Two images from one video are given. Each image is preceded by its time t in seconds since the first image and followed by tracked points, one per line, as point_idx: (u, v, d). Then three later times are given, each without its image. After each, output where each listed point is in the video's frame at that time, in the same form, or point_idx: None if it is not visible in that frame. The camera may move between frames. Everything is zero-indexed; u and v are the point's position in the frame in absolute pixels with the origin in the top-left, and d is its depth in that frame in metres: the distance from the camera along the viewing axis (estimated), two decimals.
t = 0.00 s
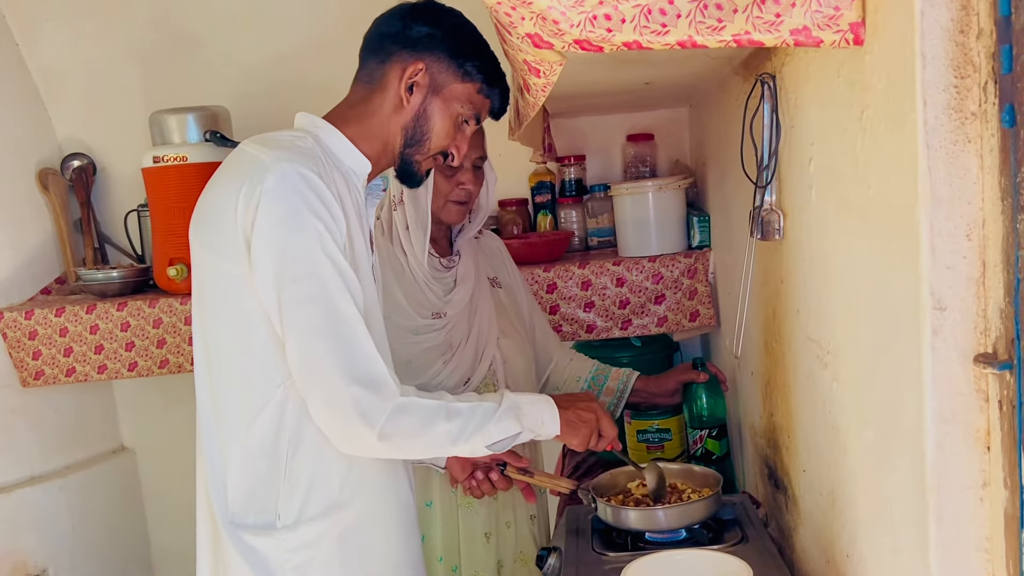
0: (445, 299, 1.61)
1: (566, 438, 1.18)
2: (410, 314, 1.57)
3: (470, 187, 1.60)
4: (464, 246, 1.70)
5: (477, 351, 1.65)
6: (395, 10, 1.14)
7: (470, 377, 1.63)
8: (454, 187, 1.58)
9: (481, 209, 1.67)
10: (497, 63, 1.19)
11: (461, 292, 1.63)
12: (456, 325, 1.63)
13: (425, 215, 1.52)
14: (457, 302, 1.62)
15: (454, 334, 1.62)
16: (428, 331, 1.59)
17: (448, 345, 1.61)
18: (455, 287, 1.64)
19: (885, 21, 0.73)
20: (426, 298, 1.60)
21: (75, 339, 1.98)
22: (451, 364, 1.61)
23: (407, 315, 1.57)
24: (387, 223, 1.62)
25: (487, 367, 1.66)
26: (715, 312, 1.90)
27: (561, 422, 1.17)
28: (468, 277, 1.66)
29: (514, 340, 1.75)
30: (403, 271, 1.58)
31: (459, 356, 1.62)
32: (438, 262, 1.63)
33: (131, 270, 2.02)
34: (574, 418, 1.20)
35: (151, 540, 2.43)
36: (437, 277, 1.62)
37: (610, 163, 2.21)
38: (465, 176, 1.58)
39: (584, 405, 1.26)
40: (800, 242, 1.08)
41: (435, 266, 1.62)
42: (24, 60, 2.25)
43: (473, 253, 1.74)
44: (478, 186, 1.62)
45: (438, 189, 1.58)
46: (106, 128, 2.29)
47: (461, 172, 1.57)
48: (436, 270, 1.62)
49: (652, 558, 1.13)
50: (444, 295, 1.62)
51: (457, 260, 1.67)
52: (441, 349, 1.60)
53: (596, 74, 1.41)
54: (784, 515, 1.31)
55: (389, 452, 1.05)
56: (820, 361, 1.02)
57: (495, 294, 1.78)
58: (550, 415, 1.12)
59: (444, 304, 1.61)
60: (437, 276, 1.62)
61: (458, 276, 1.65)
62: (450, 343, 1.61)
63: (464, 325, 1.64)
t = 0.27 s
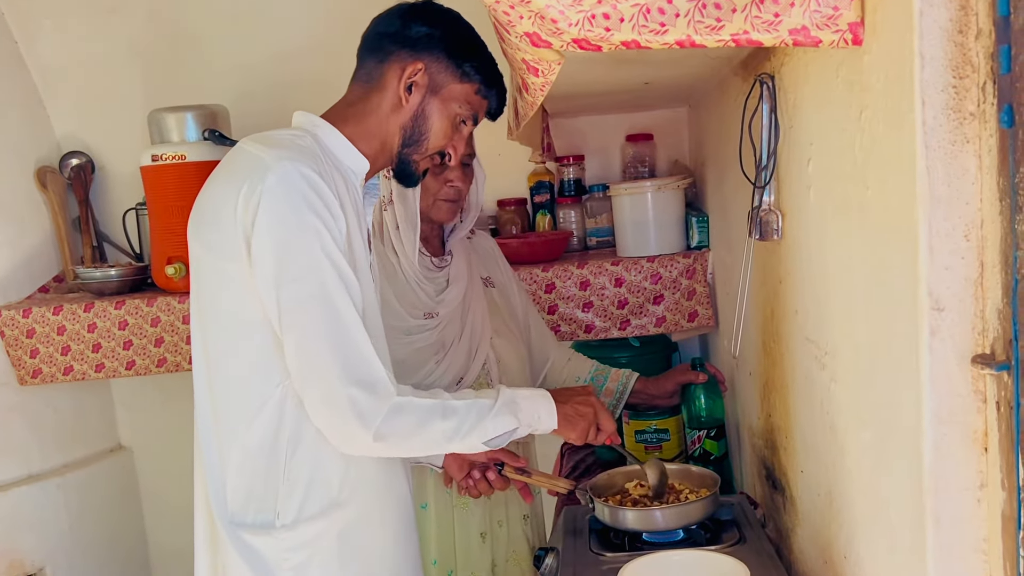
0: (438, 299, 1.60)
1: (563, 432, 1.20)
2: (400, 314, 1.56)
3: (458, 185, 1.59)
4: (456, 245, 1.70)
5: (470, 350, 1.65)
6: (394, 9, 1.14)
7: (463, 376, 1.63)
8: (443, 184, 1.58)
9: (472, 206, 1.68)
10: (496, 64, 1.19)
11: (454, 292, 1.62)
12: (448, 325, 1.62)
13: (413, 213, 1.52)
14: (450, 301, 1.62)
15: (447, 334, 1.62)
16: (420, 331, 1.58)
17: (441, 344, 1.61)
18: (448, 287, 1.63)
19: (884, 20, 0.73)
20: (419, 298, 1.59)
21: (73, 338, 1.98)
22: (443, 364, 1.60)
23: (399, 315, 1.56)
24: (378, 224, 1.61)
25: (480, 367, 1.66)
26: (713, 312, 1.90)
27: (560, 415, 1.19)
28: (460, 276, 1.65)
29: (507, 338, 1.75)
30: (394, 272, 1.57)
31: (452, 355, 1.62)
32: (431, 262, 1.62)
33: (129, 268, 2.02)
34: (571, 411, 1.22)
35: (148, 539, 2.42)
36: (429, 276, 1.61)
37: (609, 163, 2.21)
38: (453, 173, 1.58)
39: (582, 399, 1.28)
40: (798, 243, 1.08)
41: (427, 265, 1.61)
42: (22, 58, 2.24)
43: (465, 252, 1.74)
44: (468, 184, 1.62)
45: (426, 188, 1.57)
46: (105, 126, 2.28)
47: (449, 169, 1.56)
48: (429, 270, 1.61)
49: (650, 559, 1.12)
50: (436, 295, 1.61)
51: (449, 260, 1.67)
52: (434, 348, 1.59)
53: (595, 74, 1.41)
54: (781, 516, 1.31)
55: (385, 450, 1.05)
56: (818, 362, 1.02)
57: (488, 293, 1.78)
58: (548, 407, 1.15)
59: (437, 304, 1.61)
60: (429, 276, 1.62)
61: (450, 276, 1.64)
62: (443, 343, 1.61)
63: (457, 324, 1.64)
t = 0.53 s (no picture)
0: (435, 298, 1.60)
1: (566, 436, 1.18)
2: (398, 314, 1.56)
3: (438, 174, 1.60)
4: (453, 246, 1.70)
5: (469, 350, 1.65)
6: (393, 8, 1.14)
7: (462, 376, 1.63)
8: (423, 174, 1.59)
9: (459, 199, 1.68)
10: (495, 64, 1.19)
11: (452, 291, 1.62)
12: (446, 324, 1.62)
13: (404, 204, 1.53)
14: (448, 301, 1.62)
15: (445, 333, 1.62)
16: (418, 330, 1.58)
17: (439, 344, 1.61)
18: (445, 286, 1.63)
19: (886, 21, 0.72)
20: (416, 298, 1.59)
21: (72, 337, 1.98)
22: (442, 364, 1.60)
23: (396, 315, 1.56)
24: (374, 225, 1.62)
25: (478, 367, 1.66)
26: (713, 313, 1.90)
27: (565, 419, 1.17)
28: (458, 276, 1.65)
29: (506, 338, 1.75)
30: (390, 270, 1.58)
31: (450, 355, 1.62)
32: (428, 261, 1.62)
33: (128, 267, 2.02)
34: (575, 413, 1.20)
35: (147, 539, 2.42)
36: (427, 276, 1.61)
37: (609, 163, 2.21)
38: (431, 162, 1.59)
39: (587, 401, 1.25)
40: (799, 244, 1.07)
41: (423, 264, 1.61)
42: (22, 56, 2.24)
43: (463, 252, 1.73)
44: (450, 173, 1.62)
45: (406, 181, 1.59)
46: (104, 125, 2.28)
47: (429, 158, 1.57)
48: (425, 268, 1.61)
49: (650, 560, 1.12)
50: (434, 295, 1.61)
51: (446, 259, 1.66)
52: (432, 348, 1.59)
53: (596, 74, 1.40)
54: (781, 517, 1.31)
55: (391, 450, 1.04)
56: (819, 363, 1.01)
57: (487, 294, 1.79)
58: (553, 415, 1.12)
59: (434, 304, 1.60)
60: (426, 275, 1.61)
61: (447, 275, 1.64)
62: (441, 342, 1.61)
63: (455, 324, 1.64)
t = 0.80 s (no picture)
0: (437, 299, 1.60)
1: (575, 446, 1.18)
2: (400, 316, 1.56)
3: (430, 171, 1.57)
4: (453, 246, 1.70)
5: (470, 351, 1.65)
6: (394, 9, 1.14)
7: (464, 377, 1.63)
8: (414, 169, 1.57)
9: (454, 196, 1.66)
10: (496, 65, 1.19)
11: (453, 292, 1.62)
12: (448, 325, 1.62)
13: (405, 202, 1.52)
14: (450, 302, 1.61)
15: (447, 334, 1.62)
16: (420, 331, 1.57)
17: (441, 345, 1.60)
18: (447, 288, 1.63)
19: (890, 23, 0.72)
20: (418, 299, 1.59)
21: (72, 337, 1.97)
22: (444, 364, 1.60)
23: (398, 316, 1.56)
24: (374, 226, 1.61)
25: (480, 368, 1.66)
26: (714, 315, 1.90)
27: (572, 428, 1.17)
28: (459, 277, 1.65)
29: (507, 339, 1.75)
30: (390, 271, 1.58)
31: (452, 356, 1.61)
32: (429, 261, 1.61)
33: (128, 268, 2.01)
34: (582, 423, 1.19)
35: (147, 539, 2.42)
36: (429, 277, 1.61)
37: (611, 165, 2.21)
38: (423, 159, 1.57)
39: (595, 411, 1.25)
40: (802, 246, 1.07)
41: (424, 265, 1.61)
42: (23, 56, 2.24)
43: (463, 254, 1.73)
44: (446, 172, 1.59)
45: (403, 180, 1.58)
46: (105, 126, 2.28)
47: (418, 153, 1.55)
48: (426, 268, 1.60)
49: (651, 563, 1.12)
50: (435, 296, 1.61)
51: (447, 260, 1.66)
52: (434, 349, 1.59)
53: (598, 75, 1.40)
54: (783, 520, 1.31)
55: (400, 450, 1.04)
56: (822, 365, 1.01)
57: (487, 296, 1.79)
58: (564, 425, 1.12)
59: (436, 305, 1.60)
60: (427, 276, 1.61)
61: (448, 276, 1.64)
62: (443, 343, 1.60)
63: (457, 325, 1.63)
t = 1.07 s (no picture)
0: (439, 302, 1.59)
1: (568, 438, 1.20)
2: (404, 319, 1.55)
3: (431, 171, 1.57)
4: (456, 248, 1.70)
5: (473, 353, 1.64)
6: (396, 11, 1.13)
7: (467, 380, 1.62)
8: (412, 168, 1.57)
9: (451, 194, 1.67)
10: (498, 67, 1.19)
11: (456, 295, 1.62)
12: (452, 328, 1.61)
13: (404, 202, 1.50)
14: (453, 304, 1.61)
15: (450, 337, 1.61)
16: (423, 334, 1.57)
17: (444, 348, 1.60)
18: (449, 290, 1.62)
19: (897, 25, 0.72)
20: (421, 302, 1.58)
21: (73, 338, 1.97)
22: (447, 367, 1.59)
23: (401, 318, 1.56)
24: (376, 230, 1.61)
25: (483, 371, 1.65)
26: (716, 317, 1.89)
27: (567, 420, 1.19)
28: (462, 279, 1.65)
29: (511, 342, 1.74)
30: (393, 273, 1.57)
31: (456, 359, 1.61)
32: (431, 262, 1.62)
33: (129, 268, 2.01)
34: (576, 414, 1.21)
35: (146, 541, 2.41)
36: (432, 279, 1.61)
37: (613, 167, 2.21)
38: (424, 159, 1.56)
39: (588, 402, 1.27)
40: (805, 249, 1.07)
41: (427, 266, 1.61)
42: (25, 56, 2.24)
43: (466, 256, 1.73)
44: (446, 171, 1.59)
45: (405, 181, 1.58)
46: (107, 126, 2.28)
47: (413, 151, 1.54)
48: (429, 270, 1.60)
49: (654, 567, 1.11)
50: (438, 298, 1.60)
51: (450, 262, 1.66)
52: (437, 352, 1.58)
53: (601, 77, 1.40)
54: (785, 524, 1.30)
55: (409, 450, 1.05)
56: (825, 369, 1.01)
57: (491, 298, 1.78)
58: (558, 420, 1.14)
59: (439, 307, 1.60)
60: (430, 278, 1.61)
61: (451, 278, 1.63)
62: (446, 346, 1.60)
63: (461, 328, 1.63)
